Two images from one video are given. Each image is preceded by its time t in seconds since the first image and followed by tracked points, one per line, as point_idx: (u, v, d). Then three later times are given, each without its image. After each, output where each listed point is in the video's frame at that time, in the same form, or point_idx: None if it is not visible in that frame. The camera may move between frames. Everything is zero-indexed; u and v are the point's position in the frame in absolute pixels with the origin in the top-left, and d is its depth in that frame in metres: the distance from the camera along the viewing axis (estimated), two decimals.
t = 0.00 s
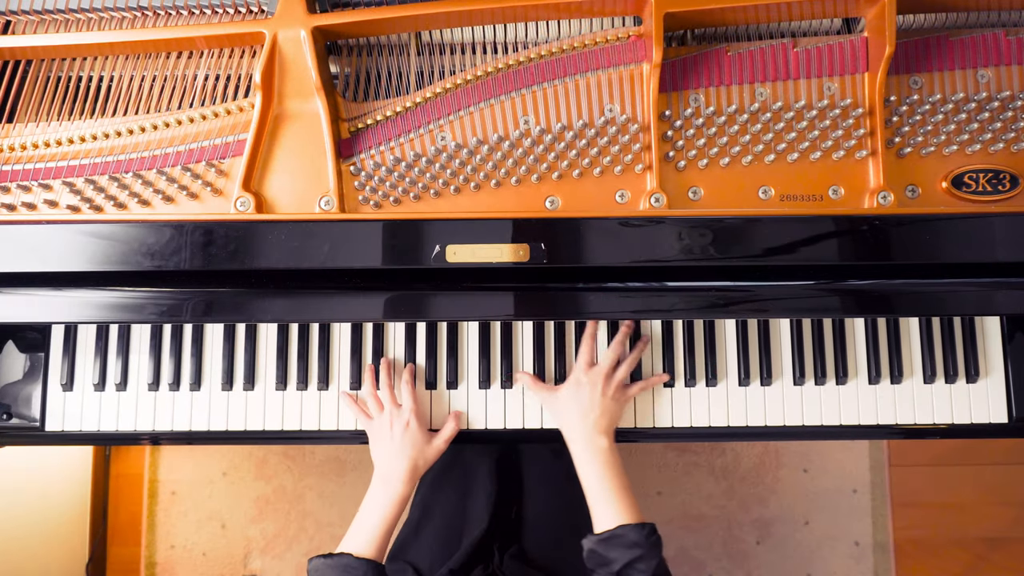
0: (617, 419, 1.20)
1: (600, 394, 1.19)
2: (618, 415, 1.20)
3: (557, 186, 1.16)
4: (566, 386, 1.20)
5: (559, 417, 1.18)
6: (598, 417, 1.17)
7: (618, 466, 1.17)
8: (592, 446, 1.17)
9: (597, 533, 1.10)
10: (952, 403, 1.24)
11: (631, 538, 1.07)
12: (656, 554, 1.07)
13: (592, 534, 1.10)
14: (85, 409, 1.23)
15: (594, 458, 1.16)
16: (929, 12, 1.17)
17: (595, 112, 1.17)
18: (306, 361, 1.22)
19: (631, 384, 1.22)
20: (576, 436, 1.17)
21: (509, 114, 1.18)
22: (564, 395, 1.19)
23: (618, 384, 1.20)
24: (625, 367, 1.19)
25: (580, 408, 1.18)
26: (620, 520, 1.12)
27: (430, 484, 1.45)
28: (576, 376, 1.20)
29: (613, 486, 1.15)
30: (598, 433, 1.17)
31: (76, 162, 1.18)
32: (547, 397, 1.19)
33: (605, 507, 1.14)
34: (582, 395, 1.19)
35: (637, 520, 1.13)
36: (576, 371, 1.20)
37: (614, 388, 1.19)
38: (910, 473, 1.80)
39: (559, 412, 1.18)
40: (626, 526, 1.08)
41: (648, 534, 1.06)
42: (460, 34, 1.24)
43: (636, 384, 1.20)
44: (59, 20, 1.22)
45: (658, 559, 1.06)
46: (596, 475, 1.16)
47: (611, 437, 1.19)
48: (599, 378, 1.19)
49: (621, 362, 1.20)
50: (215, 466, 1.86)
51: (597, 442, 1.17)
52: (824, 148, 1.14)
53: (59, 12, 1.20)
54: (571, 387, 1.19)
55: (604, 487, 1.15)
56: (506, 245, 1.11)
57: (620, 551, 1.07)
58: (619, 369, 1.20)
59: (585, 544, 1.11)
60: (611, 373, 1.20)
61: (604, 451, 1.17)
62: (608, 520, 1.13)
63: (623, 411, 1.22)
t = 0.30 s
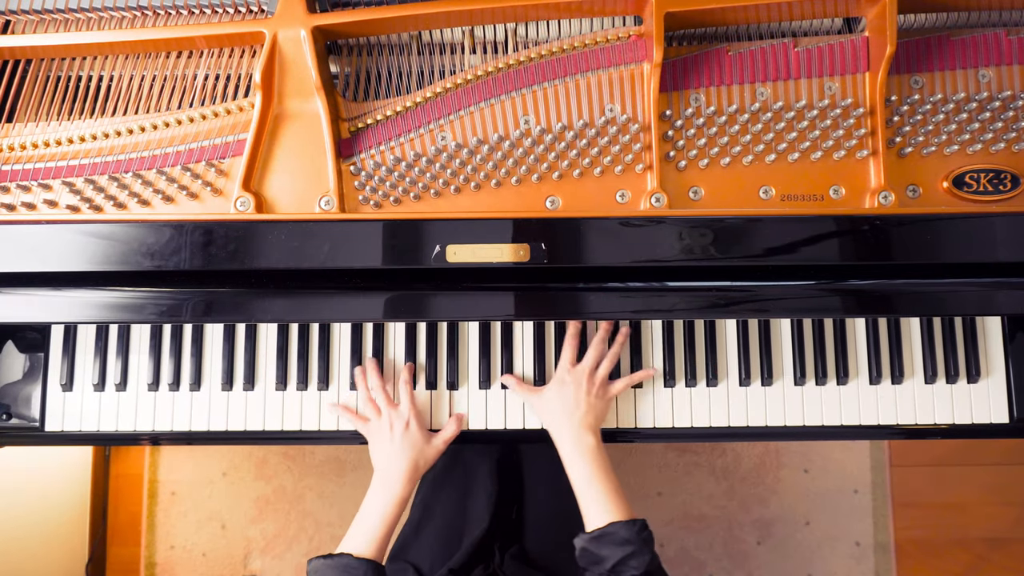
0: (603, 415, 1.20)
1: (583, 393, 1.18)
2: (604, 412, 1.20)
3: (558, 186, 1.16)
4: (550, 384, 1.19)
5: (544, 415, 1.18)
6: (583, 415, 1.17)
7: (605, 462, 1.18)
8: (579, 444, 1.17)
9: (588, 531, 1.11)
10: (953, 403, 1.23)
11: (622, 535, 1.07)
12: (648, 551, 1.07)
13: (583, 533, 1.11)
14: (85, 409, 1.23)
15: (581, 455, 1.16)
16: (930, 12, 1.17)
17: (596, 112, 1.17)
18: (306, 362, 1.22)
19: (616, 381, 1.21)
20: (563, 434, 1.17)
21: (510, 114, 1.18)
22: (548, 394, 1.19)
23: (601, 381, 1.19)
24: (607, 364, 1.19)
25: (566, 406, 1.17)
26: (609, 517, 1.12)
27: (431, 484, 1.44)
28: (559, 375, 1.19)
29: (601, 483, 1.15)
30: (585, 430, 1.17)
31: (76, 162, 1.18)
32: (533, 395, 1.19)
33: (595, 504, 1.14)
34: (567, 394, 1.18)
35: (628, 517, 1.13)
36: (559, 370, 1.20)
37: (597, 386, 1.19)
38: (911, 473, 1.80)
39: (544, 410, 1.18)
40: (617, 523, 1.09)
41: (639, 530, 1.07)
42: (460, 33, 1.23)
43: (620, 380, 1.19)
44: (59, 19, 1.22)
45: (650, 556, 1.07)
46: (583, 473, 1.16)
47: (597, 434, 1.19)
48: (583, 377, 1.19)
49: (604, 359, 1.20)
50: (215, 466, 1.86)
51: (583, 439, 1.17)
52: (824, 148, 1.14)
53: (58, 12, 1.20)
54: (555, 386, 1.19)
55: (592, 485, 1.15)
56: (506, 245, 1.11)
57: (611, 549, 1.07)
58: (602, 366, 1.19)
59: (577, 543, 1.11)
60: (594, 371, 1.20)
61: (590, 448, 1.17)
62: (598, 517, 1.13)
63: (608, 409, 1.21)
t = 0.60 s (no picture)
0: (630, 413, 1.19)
1: (612, 389, 1.17)
2: (631, 409, 1.19)
3: (558, 186, 1.16)
4: (579, 380, 1.18)
5: (570, 411, 1.18)
6: (610, 412, 1.16)
7: (628, 461, 1.17)
8: (603, 442, 1.16)
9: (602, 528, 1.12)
10: (954, 404, 1.23)
11: (638, 535, 1.07)
12: (662, 554, 1.07)
13: (600, 529, 1.12)
14: (84, 409, 1.23)
15: (604, 453, 1.16)
16: (931, 11, 1.17)
17: (596, 112, 1.17)
18: (306, 362, 1.22)
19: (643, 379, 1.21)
20: (588, 431, 1.16)
21: (510, 113, 1.18)
22: (576, 390, 1.18)
23: (631, 379, 1.19)
24: (638, 362, 1.19)
25: (593, 402, 1.17)
26: (629, 517, 1.12)
27: (431, 484, 1.44)
28: (590, 370, 1.18)
29: (622, 482, 1.15)
30: (610, 427, 1.16)
31: (75, 161, 1.18)
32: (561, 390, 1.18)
33: (614, 504, 1.13)
34: (595, 390, 1.17)
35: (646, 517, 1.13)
36: (589, 365, 1.19)
37: (627, 383, 1.19)
38: (912, 473, 1.80)
39: (570, 406, 1.17)
40: (634, 522, 1.09)
41: (655, 531, 1.07)
42: (461, 33, 1.23)
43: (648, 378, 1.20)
44: (58, 19, 1.22)
45: (663, 559, 1.06)
46: (606, 472, 1.15)
47: (622, 432, 1.18)
48: (613, 373, 1.18)
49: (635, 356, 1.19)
50: (215, 466, 1.86)
51: (608, 437, 1.16)
52: (825, 148, 1.13)
53: (58, 11, 1.20)
54: (584, 381, 1.18)
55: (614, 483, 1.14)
56: (506, 245, 1.11)
57: (626, 548, 1.07)
58: (633, 364, 1.19)
59: (592, 539, 1.11)
60: (624, 368, 1.19)
61: (615, 446, 1.16)
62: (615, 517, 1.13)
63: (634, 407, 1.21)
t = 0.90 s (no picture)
0: (596, 414, 1.19)
1: (576, 391, 1.17)
2: (596, 410, 1.19)
3: (559, 186, 1.16)
4: (543, 384, 1.18)
5: (537, 415, 1.18)
6: (576, 414, 1.16)
7: (597, 460, 1.16)
8: (571, 444, 1.16)
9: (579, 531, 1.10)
10: (955, 403, 1.23)
11: (615, 534, 1.06)
12: (641, 549, 1.07)
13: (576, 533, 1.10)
14: (84, 410, 1.23)
15: (574, 454, 1.15)
16: (933, 11, 1.16)
17: (597, 111, 1.17)
18: (306, 362, 1.22)
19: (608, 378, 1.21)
20: (556, 433, 1.16)
21: (511, 113, 1.17)
22: (541, 393, 1.18)
23: (595, 380, 1.18)
24: (600, 363, 1.18)
25: (558, 404, 1.16)
26: (603, 517, 1.11)
27: (431, 484, 1.44)
28: (552, 374, 1.18)
29: (594, 482, 1.15)
30: (577, 429, 1.16)
31: (75, 161, 1.18)
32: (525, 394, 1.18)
33: (588, 505, 1.13)
34: (560, 393, 1.17)
35: (620, 516, 1.13)
36: (551, 369, 1.18)
37: (590, 384, 1.18)
38: (913, 473, 1.80)
39: (536, 410, 1.17)
40: (609, 522, 1.08)
41: (632, 529, 1.06)
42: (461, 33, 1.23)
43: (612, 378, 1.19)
44: (58, 18, 1.21)
45: (642, 555, 1.06)
46: (577, 473, 1.15)
47: (590, 433, 1.18)
48: (575, 375, 1.18)
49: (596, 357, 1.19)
50: (215, 467, 1.86)
51: (576, 438, 1.16)
52: (826, 147, 1.13)
53: (57, 11, 1.19)
54: (547, 385, 1.18)
55: (586, 484, 1.14)
56: (506, 245, 1.10)
57: (604, 548, 1.06)
58: (595, 366, 1.18)
59: (569, 543, 1.10)
60: (586, 370, 1.19)
61: (584, 447, 1.16)
62: (590, 518, 1.12)
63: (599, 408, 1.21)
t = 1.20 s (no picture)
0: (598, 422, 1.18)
1: (576, 399, 1.17)
2: (598, 417, 1.18)
3: (560, 186, 1.16)
4: (543, 393, 1.18)
5: (538, 425, 1.17)
6: (578, 421, 1.16)
7: (601, 468, 1.15)
8: (573, 451, 1.14)
9: (585, 538, 1.07)
10: (956, 403, 1.23)
11: (620, 540, 1.05)
12: (647, 555, 1.04)
13: (581, 540, 1.08)
14: (84, 410, 1.22)
15: (576, 462, 1.14)
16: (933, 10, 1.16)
17: (598, 111, 1.17)
18: (306, 361, 1.22)
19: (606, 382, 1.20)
20: (558, 441, 1.15)
21: (511, 113, 1.17)
22: (542, 402, 1.17)
23: (594, 385, 1.18)
24: (598, 366, 1.18)
25: (559, 412, 1.16)
26: (608, 524, 1.08)
27: (431, 484, 1.42)
28: (551, 383, 1.18)
29: (598, 490, 1.12)
30: (579, 436, 1.15)
31: (74, 161, 1.17)
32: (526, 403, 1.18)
33: (593, 512, 1.10)
34: (560, 401, 1.16)
35: (627, 523, 1.09)
36: (550, 379, 1.18)
37: (589, 390, 1.18)
38: (914, 474, 1.79)
39: (538, 419, 1.17)
40: (615, 529, 1.06)
41: (637, 534, 1.05)
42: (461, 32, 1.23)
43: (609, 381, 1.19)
44: (57, 18, 1.21)
45: (649, 561, 1.04)
46: (581, 481, 1.13)
47: (593, 440, 1.16)
48: (574, 382, 1.17)
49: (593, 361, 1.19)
50: (215, 467, 1.86)
51: (578, 446, 1.14)
52: (827, 147, 1.13)
53: (57, 11, 1.19)
54: (547, 394, 1.18)
55: (589, 492, 1.11)
56: (507, 245, 1.10)
57: (610, 554, 1.05)
58: (593, 370, 1.18)
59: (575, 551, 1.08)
60: (585, 376, 1.18)
61: (586, 454, 1.14)
62: (596, 525, 1.09)
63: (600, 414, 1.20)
